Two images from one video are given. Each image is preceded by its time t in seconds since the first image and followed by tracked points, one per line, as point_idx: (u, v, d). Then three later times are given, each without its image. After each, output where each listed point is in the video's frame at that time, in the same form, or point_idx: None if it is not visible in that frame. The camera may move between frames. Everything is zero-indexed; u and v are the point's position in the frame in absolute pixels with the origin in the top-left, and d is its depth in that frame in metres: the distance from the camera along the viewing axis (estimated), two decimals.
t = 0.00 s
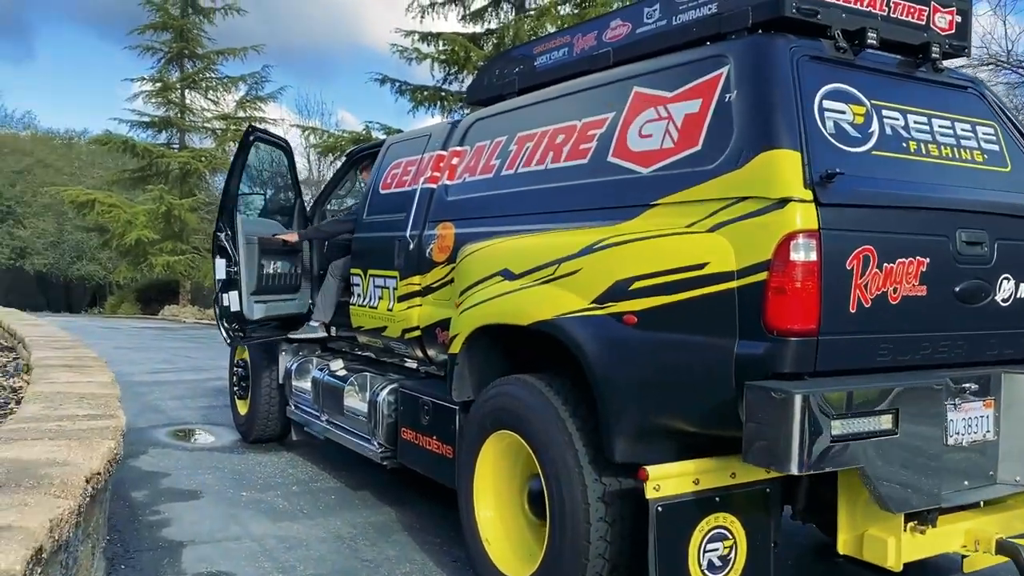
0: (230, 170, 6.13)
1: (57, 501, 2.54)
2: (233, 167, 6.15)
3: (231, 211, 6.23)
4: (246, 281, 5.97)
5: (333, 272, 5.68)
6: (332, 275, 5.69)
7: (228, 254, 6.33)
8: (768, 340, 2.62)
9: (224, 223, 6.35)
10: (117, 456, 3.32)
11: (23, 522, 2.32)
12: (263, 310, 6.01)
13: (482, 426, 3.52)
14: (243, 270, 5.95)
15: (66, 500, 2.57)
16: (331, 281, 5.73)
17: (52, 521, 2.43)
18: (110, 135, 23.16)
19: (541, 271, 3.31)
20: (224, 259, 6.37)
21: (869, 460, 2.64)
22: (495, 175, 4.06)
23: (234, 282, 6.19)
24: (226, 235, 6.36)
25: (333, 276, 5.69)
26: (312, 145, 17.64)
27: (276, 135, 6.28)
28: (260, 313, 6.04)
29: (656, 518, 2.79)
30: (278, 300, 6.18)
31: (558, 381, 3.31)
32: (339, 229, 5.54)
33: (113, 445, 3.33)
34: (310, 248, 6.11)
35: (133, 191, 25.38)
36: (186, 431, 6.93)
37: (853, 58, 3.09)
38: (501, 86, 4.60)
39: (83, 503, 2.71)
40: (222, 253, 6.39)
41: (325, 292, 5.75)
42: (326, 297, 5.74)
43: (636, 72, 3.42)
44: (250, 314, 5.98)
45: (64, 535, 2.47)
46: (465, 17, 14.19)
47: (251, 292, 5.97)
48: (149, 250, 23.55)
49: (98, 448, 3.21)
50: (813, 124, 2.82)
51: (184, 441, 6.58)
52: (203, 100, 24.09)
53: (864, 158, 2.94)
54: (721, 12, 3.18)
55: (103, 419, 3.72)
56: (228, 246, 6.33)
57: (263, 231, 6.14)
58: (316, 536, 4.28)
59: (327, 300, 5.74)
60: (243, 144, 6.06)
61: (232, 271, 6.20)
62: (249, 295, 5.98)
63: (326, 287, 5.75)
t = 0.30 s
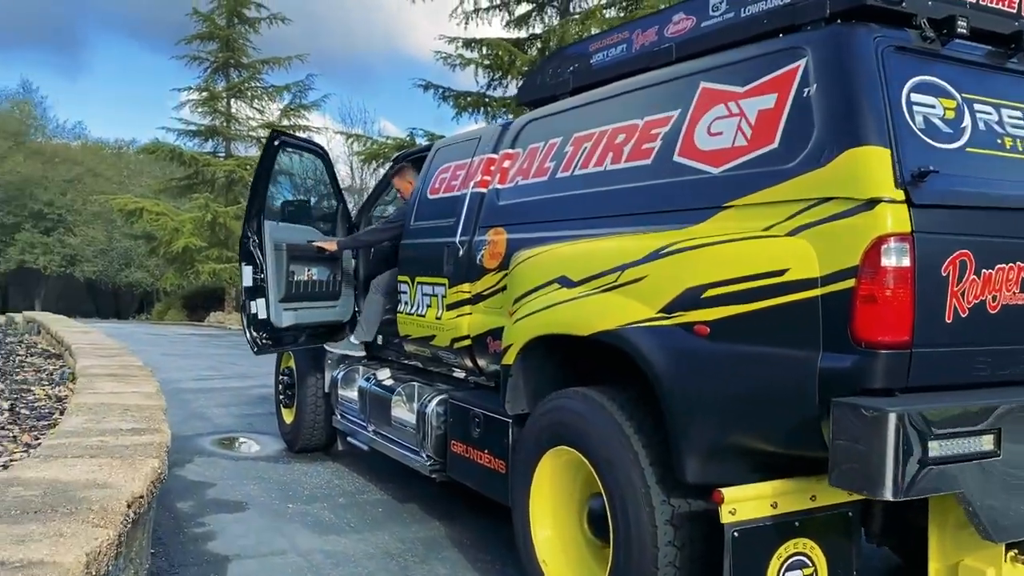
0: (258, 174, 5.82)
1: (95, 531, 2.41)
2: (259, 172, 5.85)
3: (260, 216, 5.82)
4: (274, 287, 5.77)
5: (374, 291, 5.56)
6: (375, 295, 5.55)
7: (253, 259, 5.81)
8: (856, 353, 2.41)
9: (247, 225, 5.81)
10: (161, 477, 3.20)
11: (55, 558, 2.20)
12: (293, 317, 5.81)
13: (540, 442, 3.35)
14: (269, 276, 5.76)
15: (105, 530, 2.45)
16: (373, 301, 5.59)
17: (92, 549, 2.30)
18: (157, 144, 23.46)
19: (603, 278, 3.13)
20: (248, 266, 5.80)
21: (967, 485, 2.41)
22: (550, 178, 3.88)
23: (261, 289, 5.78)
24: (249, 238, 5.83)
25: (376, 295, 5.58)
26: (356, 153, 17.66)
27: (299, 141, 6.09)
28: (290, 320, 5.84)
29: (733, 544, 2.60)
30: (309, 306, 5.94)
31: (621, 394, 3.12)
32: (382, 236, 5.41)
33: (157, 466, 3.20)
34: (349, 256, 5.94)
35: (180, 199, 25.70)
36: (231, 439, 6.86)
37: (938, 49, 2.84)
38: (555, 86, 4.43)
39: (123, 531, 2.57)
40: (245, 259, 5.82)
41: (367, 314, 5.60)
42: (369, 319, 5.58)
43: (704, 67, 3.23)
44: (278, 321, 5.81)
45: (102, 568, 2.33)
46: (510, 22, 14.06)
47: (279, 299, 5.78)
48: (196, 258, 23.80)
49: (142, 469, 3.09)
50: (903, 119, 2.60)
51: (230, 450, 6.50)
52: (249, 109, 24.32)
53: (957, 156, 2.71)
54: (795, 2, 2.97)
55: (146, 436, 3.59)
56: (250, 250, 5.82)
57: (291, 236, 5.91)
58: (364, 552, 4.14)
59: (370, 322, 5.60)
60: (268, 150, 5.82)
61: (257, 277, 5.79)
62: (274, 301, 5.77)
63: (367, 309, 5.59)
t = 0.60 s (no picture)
0: (296, 179, 5.71)
1: (144, 565, 2.30)
2: (299, 177, 5.73)
3: (300, 222, 5.71)
4: (314, 294, 5.63)
5: (421, 309, 5.34)
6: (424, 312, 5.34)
7: (292, 266, 5.71)
8: (954, 367, 2.21)
9: (287, 230, 5.70)
10: (212, 499, 3.10)
11: None
12: (332, 323, 5.64)
13: (600, 456, 3.18)
14: (308, 282, 5.63)
15: (155, 563, 2.34)
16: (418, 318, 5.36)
17: None
18: (203, 152, 23.71)
19: (669, 285, 2.96)
20: (288, 272, 5.71)
21: None
22: (608, 180, 3.72)
23: (299, 296, 5.68)
24: (288, 244, 5.71)
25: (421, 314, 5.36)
26: (398, 160, 17.65)
27: (338, 145, 5.98)
28: (330, 326, 5.69)
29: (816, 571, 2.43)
30: (355, 313, 5.82)
31: (689, 407, 2.95)
32: (420, 242, 5.32)
33: (208, 489, 3.11)
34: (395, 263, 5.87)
35: (224, 206, 25.96)
36: (276, 447, 6.79)
37: None
38: (609, 86, 4.27)
39: (174, 564, 2.47)
40: (285, 266, 5.73)
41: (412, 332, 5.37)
42: (411, 340, 5.34)
43: (776, 61, 3.05)
44: (316, 328, 5.64)
45: None
46: (553, 26, 13.93)
47: (318, 305, 5.64)
48: (239, 264, 24.00)
49: (193, 492, 3.00)
50: (1002, 112, 2.40)
51: (275, 457, 6.42)
52: (292, 117, 24.49)
53: None
54: None
55: (195, 453, 3.50)
56: (290, 258, 5.72)
57: (333, 242, 5.84)
58: (414, 567, 4.00)
59: (415, 340, 5.37)
60: (307, 156, 5.71)
61: (296, 284, 5.69)
62: (314, 307, 5.63)
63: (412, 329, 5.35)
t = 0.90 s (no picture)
0: (324, 184, 5.63)
1: None
2: (326, 182, 5.64)
3: (328, 226, 5.64)
4: (342, 300, 5.53)
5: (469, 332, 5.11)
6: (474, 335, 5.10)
7: (321, 271, 5.68)
8: None
9: (314, 235, 5.66)
10: (254, 530, 3.02)
11: None
12: (362, 330, 5.54)
13: (657, 473, 3.03)
14: (336, 288, 5.52)
15: None
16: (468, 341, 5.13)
17: None
18: (240, 157, 23.88)
19: (732, 294, 2.80)
20: (316, 278, 5.68)
21: None
22: (662, 182, 3.56)
23: (327, 302, 5.64)
24: (316, 251, 5.71)
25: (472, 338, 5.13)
26: (433, 163, 17.59)
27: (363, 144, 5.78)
28: (360, 333, 5.59)
29: None
30: (387, 320, 5.72)
31: (754, 424, 2.79)
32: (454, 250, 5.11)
33: (251, 518, 3.04)
34: (426, 268, 5.76)
35: (261, 210, 26.12)
36: (314, 454, 6.70)
37: None
38: (661, 84, 4.10)
39: None
40: (314, 270, 5.72)
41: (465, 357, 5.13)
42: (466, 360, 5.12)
43: (845, 54, 2.87)
44: (346, 335, 5.54)
45: None
46: (590, 27, 13.78)
47: (347, 312, 5.53)
48: (276, 268, 24.12)
49: (236, 522, 2.92)
50: None
51: (314, 465, 6.33)
52: (328, 121, 24.57)
53: None
54: None
55: (239, 476, 3.43)
56: (319, 263, 5.69)
57: (363, 247, 5.73)
58: None
59: (468, 364, 5.13)
60: (334, 161, 5.57)
61: (325, 290, 5.63)
62: (342, 314, 5.52)
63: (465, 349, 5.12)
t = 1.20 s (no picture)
0: (346, 182, 5.50)
1: None
2: (349, 179, 5.52)
3: (351, 225, 5.52)
4: (366, 300, 5.45)
5: (498, 337, 4.99)
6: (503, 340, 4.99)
7: (344, 271, 5.55)
8: None
9: (337, 234, 5.52)
10: (285, 547, 2.93)
11: None
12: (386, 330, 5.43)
13: (707, 481, 2.88)
14: (361, 288, 5.45)
15: None
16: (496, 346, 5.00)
17: None
18: (274, 158, 24.01)
19: (789, 294, 2.65)
20: (339, 279, 5.55)
21: None
22: (709, 176, 3.40)
23: (350, 303, 5.49)
24: (340, 253, 5.56)
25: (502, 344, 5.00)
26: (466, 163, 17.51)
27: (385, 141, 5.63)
28: (383, 334, 5.45)
29: None
30: (411, 321, 5.61)
31: (811, 430, 2.64)
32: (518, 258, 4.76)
33: (282, 534, 2.94)
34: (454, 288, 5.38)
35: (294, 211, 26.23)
36: (347, 456, 6.60)
37: None
38: (705, 75, 3.95)
39: None
40: (336, 271, 5.58)
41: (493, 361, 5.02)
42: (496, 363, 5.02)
43: (908, 37, 2.69)
44: (370, 336, 5.43)
45: None
46: (624, 24, 13.61)
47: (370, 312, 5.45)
48: (309, 269, 24.21)
49: (265, 540, 2.82)
50: None
51: (347, 467, 6.24)
52: (360, 122, 24.60)
53: None
54: None
55: (270, 488, 3.34)
56: (342, 263, 5.56)
57: (388, 245, 5.64)
58: None
59: (498, 369, 5.02)
60: (356, 158, 5.47)
61: (348, 291, 5.51)
62: (364, 313, 5.43)
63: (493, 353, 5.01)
